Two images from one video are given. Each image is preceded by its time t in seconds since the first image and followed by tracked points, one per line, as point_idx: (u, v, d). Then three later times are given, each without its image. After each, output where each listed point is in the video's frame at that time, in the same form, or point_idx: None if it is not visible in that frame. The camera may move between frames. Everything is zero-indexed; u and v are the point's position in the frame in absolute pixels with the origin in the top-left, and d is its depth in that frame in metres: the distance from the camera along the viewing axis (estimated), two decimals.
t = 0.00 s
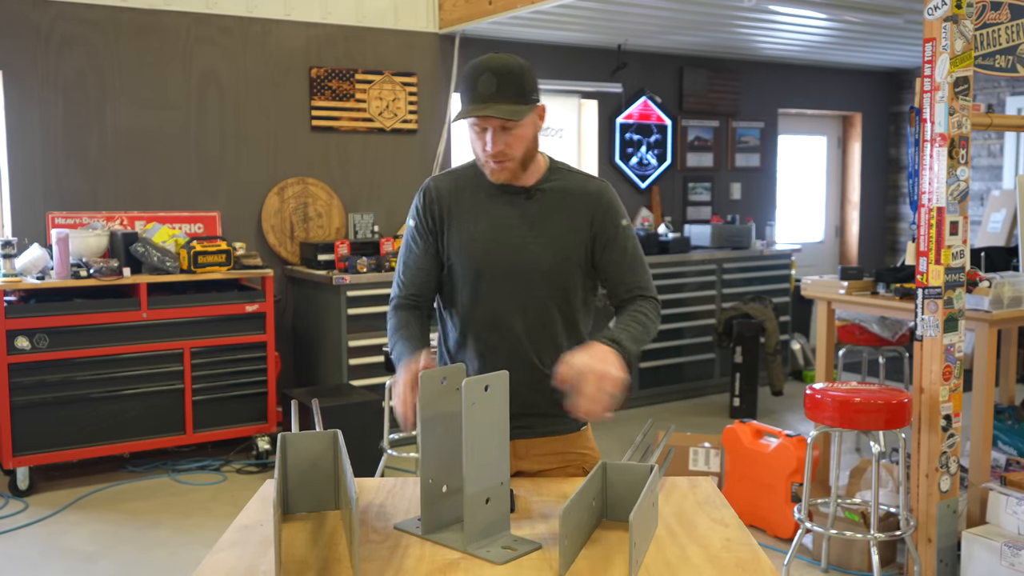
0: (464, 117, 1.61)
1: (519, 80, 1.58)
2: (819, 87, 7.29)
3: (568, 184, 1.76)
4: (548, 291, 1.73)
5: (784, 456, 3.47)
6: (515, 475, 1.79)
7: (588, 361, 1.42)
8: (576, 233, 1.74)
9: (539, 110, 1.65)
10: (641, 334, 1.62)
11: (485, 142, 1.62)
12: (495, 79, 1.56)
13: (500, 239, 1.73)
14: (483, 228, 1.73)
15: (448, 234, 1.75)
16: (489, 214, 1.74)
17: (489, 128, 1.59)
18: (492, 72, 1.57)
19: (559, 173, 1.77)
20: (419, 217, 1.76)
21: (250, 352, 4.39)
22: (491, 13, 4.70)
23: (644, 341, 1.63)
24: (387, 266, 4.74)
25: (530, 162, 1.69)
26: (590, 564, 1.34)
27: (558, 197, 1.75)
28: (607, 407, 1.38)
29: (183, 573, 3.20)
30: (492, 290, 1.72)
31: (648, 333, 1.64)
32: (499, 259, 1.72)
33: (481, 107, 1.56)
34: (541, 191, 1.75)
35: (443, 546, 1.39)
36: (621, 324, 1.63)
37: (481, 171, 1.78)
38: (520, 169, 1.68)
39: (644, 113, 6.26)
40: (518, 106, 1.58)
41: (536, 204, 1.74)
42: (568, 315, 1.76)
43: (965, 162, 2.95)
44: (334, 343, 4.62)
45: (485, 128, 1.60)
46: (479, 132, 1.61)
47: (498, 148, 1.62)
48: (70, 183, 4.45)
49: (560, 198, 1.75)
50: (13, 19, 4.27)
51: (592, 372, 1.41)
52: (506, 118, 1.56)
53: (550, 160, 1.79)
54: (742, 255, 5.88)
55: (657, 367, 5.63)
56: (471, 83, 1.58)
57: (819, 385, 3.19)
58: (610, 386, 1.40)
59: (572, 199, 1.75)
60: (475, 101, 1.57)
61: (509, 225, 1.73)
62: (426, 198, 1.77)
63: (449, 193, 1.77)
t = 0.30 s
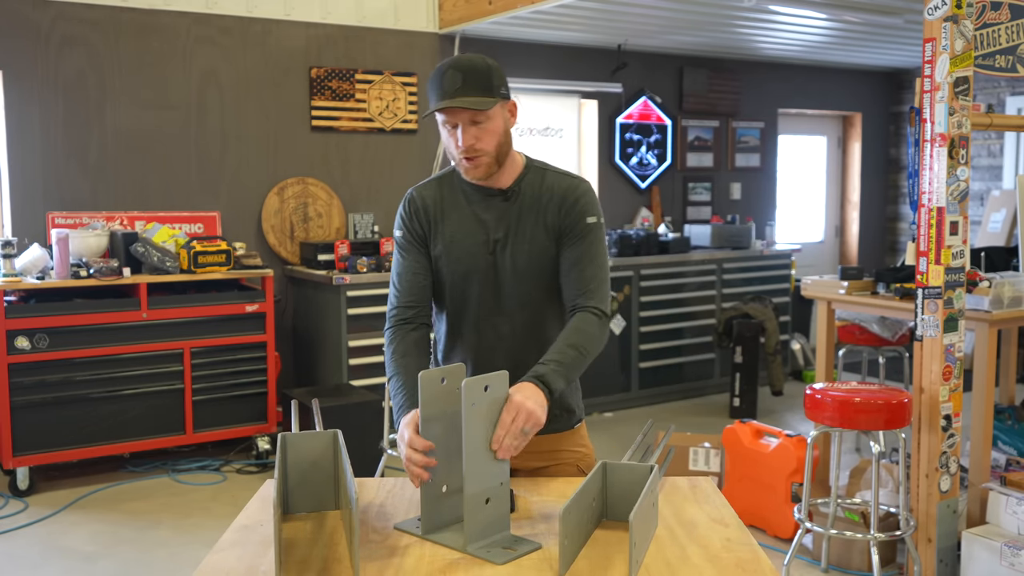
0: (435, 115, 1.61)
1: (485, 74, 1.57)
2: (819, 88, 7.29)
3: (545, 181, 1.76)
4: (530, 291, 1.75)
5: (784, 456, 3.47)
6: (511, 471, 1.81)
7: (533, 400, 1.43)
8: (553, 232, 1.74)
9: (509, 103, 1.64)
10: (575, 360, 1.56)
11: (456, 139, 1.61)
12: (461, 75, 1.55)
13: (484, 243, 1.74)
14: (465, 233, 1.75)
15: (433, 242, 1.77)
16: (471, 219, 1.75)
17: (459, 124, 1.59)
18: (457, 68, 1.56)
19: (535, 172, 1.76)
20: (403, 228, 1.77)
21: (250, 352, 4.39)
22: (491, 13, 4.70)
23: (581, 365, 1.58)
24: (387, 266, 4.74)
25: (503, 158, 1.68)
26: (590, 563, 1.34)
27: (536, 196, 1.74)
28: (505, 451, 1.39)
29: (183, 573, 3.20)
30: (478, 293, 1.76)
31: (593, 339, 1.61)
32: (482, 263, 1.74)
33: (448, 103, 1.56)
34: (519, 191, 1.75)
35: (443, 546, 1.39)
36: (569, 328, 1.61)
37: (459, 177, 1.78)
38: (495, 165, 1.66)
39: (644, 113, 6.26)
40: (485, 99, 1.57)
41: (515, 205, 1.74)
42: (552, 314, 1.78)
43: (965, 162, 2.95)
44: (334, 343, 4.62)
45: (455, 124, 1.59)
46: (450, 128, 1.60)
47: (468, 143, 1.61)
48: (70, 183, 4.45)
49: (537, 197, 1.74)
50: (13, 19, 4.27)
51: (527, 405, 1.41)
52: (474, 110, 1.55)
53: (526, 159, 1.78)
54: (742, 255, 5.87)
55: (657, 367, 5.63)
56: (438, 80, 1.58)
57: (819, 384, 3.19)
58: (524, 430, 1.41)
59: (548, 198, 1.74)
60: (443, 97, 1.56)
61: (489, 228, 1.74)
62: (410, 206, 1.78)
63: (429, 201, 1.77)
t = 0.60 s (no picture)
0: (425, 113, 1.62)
1: (472, 73, 1.57)
2: (819, 87, 7.29)
3: (537, 177, 1.76)
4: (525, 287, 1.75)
5: (784, 456, 3.47)
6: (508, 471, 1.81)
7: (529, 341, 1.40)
8: (545, 227, 1.74)
9: (498, 99, 1.64)
10: (585, 328, 1.54)
11: (446, 137, 1.63)
12: (448, 75, 1.55)
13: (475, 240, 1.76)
14: (457, 230, 1.77)
15: (426, 240, 1.79)
16: (462, 217, 1.77)
17: (448, 123, 1.60)
18: (445, 68, 1.56)
19: (527, 169, 1.77)
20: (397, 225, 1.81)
21: (250, 352, 4.39)
22: (491, 13, 4.70)
23: (593, 335, 1.56)
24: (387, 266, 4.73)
25: (494, 153, 1.69)
26: (590, 563, 1.34)
27: (527, 194, 1.75)
28: (497, 385, 1.35)
29: (183, 573, 3.20)
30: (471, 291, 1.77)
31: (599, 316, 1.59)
32: (473, 260, 1.76)
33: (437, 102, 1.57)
34: (510, 188, 1.76)
35: (443, 545, 1.39)
36: (577, 310, 1.58)
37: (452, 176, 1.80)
38: (485, 162, 1.67)
39: (644, 113, 6.26)
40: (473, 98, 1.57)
41: (507, 202, 1.75)
42: (547, 310, 1.78)
43: (965, 162, 2.95)
44: (334, 343, 4.62)
45: (444, 123, 1.60)
46: (440, 126, 1.62)
47: (457, 140, 1.62)
48: (70, 183, 4.45)
49: (529, 194, 1.75)
50: (13, 19, 4.27)
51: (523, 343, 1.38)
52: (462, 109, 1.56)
53: (517, 155, 1.79)
54: (742, 255, 5.87)
55: (657, 367, 5.63)
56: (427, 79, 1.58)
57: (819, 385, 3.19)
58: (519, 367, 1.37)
59: (540, 194, 1.74)
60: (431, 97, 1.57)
61: (481, 225, 1.76)
62: (401, 205, 1.81)
63: (422, 200, 1.80)
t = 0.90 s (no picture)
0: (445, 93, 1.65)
1: (498, 57, 1.62)
2: (819, 87, 7.29)
3: (542, 173, 1.77)
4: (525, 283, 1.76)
5: (784, 456, 3.47)
6: (510, 473, 1.81)
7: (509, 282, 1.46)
8: (547, 222, 1.75)
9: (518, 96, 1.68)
10: (571, 305, 1.58)
11: (464, 115, 1.63)
12: (475, 52, 1.61)
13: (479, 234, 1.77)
14: (461, 224, 1.78)
15: (431, 234, 1.81)
16: (466, 211, 1.78)
17: (469, 99, 1.61)
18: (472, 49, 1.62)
19: (532, 165, 1.78)
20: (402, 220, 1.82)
21: (250, 352, 4.39)
22: (491, 13, 4.70)
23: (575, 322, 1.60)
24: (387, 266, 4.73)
25: (509, 144, 1.69)
26: (590, 563, 1.35)
27: (530, 190, 1.76)
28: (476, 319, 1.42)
29: (183, 572, 3.20)
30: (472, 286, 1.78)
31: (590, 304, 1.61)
32: (475, 255, 1.77)
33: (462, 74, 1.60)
34: (515, 183, 1.76)
35: (443, 546, 1.39)
36: (566, 287, 1.61)
37: (458, 170, 1.81)
38: (500, 150, 1.67)
39: (644, 113, 6.26)
40: (497, 79, 1.61)
41: (511, 196, 1.76)
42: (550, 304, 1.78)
43: (965, 162, 2.95)
44: (334, 343, 4.63)
45: (464, 99, 1.62)
46: (458, 105, 1.63)
47: (475, 118, 1.62)
48: (70, 183, 4.45)
49: (534, 190, 1.75)
50: (13, 19, 4.27)
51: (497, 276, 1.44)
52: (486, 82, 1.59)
53: (524, 153, 1.81)
54: (741, 255, 5.87)
55: (657, 367, 5.63)
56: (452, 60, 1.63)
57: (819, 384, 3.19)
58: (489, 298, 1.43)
59: (543, 190, 1.75)
60: (456, 71, 1.60)
61: (484, 220, 1.77)
62: (405, 200, 1.82)
63: (426, 194, 1.81)
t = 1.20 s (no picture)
0: (461, 86, 1.70)
1: (515, 55, 1.69)
2: (819, 87, 7.29)
3: (547, 173, 1.77)
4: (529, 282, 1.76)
5: (784, 456, 3.47)
6: (512, 472, 1.82)
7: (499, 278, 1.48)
8: (553, 221, 1.76)
9: (530, 98, 1.75)
10: (565, 301, 1.59)
11: (479, 108, 1.68)
12: (495, 46, 1.67)
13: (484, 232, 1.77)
14: (466, 223, 1.79)
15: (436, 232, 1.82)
16: (471, 210, 1.79)
17: (485, 93, 1.67)
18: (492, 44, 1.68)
19: (539, 165, 1.79)
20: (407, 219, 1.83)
21: (250, 352, 4.39)
22: (490, 13, 4.70)
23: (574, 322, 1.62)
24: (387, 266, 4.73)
25: (519, 142, 1.74)
26: (590, 563, 1.35)
27: (536, 188, 1.76)
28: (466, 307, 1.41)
29: (183, 572, 3.20)
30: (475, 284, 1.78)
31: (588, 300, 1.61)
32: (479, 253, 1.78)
33: (481, 67, 1.66)
34: (521, 182, 1.77)
35: (443, 546, 1.39)
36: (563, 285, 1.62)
37: (463, 169, 1.82)
38: (511, 146, 1.72)
39: (644, 113, 6.26)
40: (511, 77, 1.69)
41: (517, 195, 1.77)
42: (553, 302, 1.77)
43: (965, 162, 2.95)
44: (335, 343, 4.63)
45: (481, 92, 1.68)
46: (474, 98, 1.69)
47: (491, 111, 1.68)
48: (70, 183, 4.45)
49: (539, 189, 1.76)
50: (13, 19, 4.27)
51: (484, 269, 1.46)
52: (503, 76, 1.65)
53: (531, 153, 1.82)
54: (742, 255, 5.87)
55: (657, 367, 5.63)
56: (471, 54, 1.69)
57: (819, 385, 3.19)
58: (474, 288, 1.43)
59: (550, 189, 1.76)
60: (475, 64, 1.67)
61: (489, 218, 1.78)
62: (411, 200, 1.83)
63: (432, 193, 1.82)
